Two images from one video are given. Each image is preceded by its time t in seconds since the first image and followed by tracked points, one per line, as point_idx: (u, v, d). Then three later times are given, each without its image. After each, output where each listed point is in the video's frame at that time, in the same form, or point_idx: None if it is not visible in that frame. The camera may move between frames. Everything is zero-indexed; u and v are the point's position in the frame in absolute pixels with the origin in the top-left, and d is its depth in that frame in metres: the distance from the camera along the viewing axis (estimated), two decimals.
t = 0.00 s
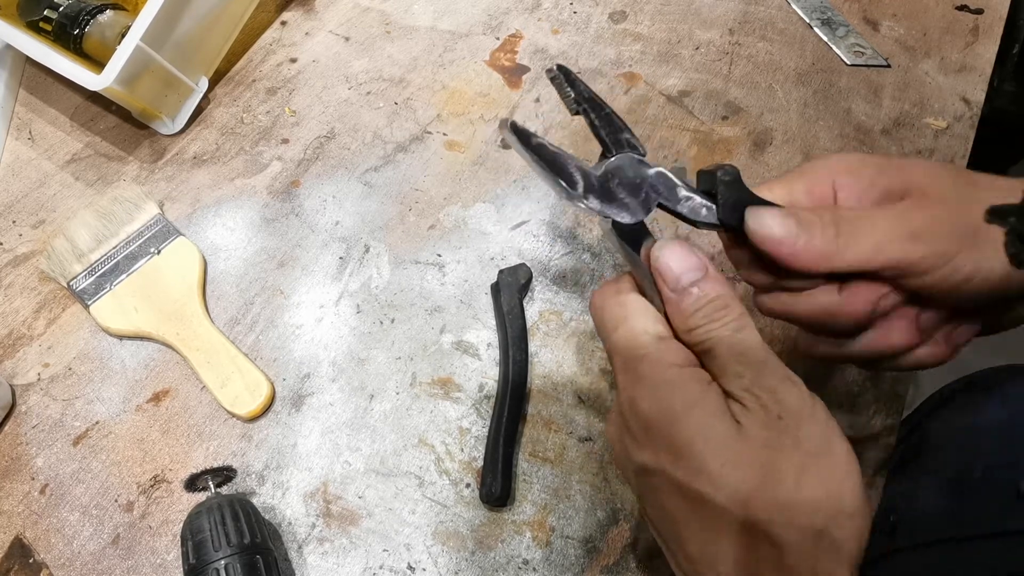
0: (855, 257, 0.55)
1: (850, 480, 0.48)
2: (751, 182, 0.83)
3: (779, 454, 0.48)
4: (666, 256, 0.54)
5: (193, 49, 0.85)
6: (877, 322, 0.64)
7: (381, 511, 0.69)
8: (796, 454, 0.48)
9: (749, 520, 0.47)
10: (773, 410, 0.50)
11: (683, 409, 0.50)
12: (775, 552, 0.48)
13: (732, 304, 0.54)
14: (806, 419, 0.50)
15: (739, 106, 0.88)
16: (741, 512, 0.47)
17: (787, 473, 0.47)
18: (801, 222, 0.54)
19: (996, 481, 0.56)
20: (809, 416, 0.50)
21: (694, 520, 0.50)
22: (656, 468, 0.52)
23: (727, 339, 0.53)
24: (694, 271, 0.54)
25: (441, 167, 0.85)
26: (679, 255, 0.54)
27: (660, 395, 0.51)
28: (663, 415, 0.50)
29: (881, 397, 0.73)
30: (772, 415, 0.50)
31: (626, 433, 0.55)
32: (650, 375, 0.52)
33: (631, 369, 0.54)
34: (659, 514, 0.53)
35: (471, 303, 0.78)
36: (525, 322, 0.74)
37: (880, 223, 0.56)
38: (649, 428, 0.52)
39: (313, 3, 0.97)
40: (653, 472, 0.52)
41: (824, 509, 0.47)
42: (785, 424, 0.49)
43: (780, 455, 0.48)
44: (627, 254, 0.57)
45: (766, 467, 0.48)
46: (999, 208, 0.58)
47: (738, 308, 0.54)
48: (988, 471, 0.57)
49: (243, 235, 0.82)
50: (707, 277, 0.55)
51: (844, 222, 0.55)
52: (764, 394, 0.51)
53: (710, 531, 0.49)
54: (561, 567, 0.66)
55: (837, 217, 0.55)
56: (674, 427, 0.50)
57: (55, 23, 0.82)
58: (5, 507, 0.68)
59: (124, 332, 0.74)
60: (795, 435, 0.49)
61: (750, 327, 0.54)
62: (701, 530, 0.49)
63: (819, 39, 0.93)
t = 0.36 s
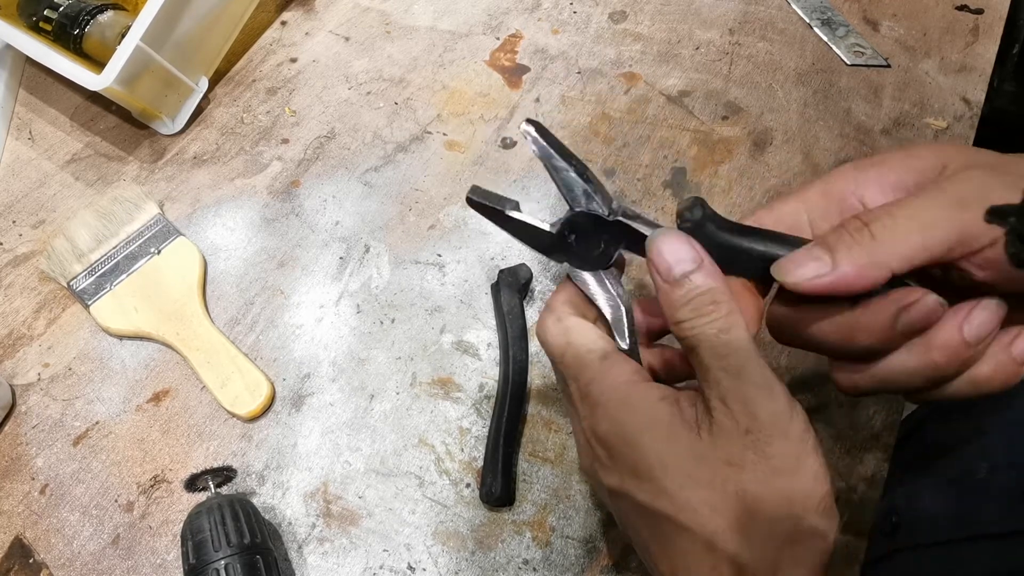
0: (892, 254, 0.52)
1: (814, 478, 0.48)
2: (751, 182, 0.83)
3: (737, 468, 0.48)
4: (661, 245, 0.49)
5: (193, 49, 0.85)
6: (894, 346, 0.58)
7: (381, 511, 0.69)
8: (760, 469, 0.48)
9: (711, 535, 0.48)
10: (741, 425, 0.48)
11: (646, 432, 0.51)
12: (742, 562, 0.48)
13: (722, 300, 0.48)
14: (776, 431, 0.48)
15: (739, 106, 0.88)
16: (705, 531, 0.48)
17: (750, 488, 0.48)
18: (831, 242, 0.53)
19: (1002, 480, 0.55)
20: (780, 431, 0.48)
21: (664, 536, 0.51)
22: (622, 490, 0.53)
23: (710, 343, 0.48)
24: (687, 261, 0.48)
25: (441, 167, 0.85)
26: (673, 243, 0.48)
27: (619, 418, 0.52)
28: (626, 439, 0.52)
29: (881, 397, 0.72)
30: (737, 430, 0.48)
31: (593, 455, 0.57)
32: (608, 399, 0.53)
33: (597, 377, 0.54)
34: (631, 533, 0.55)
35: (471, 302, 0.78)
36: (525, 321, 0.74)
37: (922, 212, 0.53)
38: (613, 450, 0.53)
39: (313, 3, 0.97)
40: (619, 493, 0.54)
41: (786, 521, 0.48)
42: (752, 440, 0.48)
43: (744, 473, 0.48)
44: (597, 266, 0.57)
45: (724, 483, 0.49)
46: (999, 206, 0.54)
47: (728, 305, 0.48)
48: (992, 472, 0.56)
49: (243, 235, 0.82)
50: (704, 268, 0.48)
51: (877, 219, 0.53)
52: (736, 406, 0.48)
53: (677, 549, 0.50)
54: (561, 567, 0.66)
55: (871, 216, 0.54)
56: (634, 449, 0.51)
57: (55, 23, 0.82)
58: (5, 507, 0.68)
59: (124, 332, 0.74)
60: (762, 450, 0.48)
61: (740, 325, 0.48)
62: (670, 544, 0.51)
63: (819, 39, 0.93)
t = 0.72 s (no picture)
0: (891, 297, 0.51)
1: (829, 445, 0.45)
2: (751, 182, 0.83)
3: (749, 442, 0.45)
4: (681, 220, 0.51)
5: (193, 49, 0.85)
6: (886, 364, 0.59)
7: (381, 511, 0.69)
8: (775, 441, 0.45)
9: (729, 516, 0.45)
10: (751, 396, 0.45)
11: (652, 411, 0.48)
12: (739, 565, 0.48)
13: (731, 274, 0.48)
14: (789, 399, 0.45)
15: (739, 106, 0.88)
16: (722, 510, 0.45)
17: (766, 462, 0.45)
18: (833, 275, 0.51)
19: (1001, 479, 0.56)
20: (793, 399, 0.45)
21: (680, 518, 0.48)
22: (630, 477, 0.51)
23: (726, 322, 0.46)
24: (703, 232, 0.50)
25: (441, 167, 0.85)
26: (693, 219, 0.50)
27: (618, 407, 0.50)
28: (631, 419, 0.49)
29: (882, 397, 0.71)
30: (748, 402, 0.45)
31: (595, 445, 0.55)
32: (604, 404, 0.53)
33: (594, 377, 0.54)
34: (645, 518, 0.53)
35: (471, 303, 0.78)
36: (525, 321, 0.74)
37: (927, 263, 0.51)
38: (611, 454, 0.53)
39: (313, 3, 0.97)
40: (628, 481, 0.51)
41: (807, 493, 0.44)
42: (765, 410, 0.45)
43: (758, 445, 0.45)
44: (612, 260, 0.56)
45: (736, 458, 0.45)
46: (1000, 207, 0.53)
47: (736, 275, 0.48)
48: (994, 472, 0.57)
49: (243, 235, 0.82)
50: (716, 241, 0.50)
51: (884, 262, 0.51)
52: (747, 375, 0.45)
53: (691, 532, 0.47)
54: (561, 567, 0.66)
55: (877, 255, 0.51)
56: (638, 438, 0.48)
57: (55, 23, 0.82)
58: (6, 507, 0.68)
59: (124, 332, 0.74)
60: (775, 420, 0.45)
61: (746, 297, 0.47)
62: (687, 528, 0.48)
63: (819, 40, 0.93)
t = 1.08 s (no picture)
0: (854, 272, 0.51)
1: (837, 434, 0.47)
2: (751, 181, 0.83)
3: (757, 434, 0.47)
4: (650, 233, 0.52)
5: (193, 49, 0.85)
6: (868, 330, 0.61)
7: (381, 511, 0.69)
8: (781, 432, 0.47)
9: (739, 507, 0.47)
10: (756, 387, 0.47)
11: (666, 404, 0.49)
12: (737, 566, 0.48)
13: (717, 279, 0.50)
14: (794, 392, 0.47)
15: (739, 106, 0.88)
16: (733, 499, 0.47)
17: (775, 452, 0.46)
18: (795, 247, 0.51)
19: (996, 480, 0.58)
20: (799, 393, 0.47)
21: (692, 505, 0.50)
22: (646, 461, 0.52)
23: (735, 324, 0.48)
24: (674, 247, 0.51)
25: (441, 166, 0.85)
26: (661, 233, 0.51)
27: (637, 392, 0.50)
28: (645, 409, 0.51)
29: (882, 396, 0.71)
30: (754, 394, 0.47)
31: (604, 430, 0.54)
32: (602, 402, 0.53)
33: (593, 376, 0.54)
34: (656, 501, 0.55)
35: (471, 303, 0.78)
36: (525, 321, 0.74)
37: (881, 238, 0.52)
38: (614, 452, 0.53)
39: (313, 3, 0.97)
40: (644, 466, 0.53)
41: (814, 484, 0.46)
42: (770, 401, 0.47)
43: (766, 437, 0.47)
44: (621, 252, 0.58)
45: (750, 452, 0.47)
46: (999, 207, 0.56)
47: (722, 281, 0.50)
48: (987, 473, 0.59)
49: (243, 235, 0.82)
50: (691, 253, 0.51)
51: (843, 235, 0.51)
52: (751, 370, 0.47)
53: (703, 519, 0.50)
54: (561, 567, 0.66)
55: (837, 228, 0.52)
56: (654, 424, 0.50)
57: (55, 23, 0.82)
58: (6, 507, 0.68)
59: (124, 332, 0.74)
60: (782, 412, 0.47)
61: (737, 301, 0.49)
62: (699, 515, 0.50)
63: (819, 40, 0.93)
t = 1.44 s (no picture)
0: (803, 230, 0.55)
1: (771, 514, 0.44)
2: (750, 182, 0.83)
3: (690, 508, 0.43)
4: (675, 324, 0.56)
5: (193, 50, 0.85)
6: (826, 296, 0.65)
7: (381, 511, 0.69)
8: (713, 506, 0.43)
9: None
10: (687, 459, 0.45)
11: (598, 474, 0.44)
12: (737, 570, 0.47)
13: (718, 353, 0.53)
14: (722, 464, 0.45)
15: (739, 106, 0.88)
16: None
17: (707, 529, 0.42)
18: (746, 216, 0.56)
19: (997, 483, 0.60)
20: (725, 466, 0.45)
21: None
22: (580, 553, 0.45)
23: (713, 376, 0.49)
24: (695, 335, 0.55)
25: (441, 166, 0.85)
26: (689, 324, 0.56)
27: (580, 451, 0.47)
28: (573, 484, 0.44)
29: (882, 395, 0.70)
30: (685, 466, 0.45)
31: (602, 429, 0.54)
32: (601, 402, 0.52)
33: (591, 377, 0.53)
34: None
35: (471, 303, 0.78)
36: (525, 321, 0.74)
37: (833, 204, 0.55)
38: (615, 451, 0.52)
39: (313, 3, 0.97)
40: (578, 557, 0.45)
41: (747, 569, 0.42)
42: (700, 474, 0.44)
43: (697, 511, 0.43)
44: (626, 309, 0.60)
45: (684, 532, 0.42)
46: (999, 207, 0.57)
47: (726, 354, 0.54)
48: (986, 474, 0.61)
49: (243, 235, 0.82)
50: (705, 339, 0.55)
51: (790, 202, 0.55)
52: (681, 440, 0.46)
53: None
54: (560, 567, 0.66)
55: (784, 197, 0.55)
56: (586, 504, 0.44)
57: (55, 23, 0.82)
58: (6, 507, 0.68)
59: (124, 332, 0.74)
60: (712, 483, 0.44)
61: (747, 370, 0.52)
62: None
63: (819, 40, 0.93)
